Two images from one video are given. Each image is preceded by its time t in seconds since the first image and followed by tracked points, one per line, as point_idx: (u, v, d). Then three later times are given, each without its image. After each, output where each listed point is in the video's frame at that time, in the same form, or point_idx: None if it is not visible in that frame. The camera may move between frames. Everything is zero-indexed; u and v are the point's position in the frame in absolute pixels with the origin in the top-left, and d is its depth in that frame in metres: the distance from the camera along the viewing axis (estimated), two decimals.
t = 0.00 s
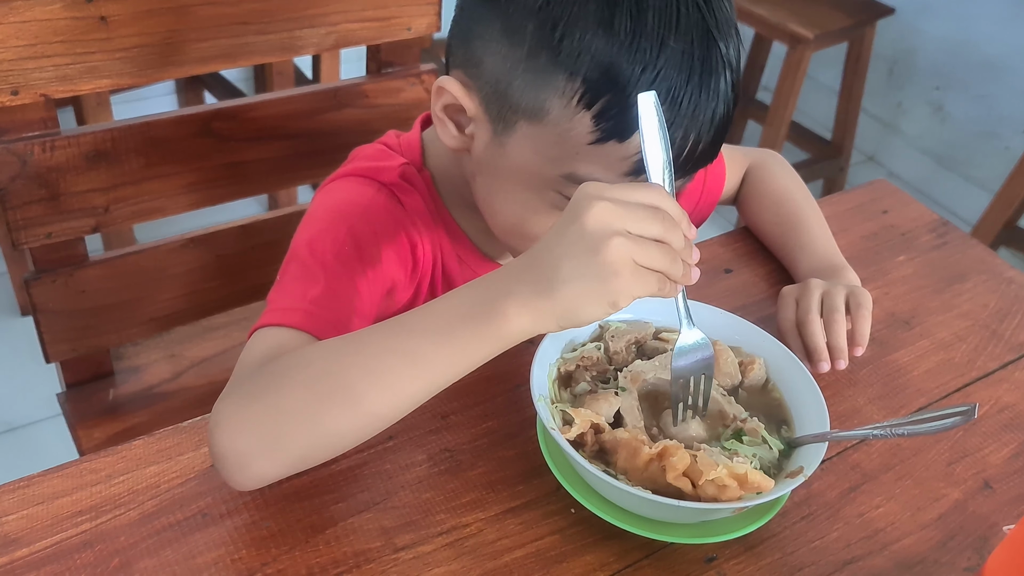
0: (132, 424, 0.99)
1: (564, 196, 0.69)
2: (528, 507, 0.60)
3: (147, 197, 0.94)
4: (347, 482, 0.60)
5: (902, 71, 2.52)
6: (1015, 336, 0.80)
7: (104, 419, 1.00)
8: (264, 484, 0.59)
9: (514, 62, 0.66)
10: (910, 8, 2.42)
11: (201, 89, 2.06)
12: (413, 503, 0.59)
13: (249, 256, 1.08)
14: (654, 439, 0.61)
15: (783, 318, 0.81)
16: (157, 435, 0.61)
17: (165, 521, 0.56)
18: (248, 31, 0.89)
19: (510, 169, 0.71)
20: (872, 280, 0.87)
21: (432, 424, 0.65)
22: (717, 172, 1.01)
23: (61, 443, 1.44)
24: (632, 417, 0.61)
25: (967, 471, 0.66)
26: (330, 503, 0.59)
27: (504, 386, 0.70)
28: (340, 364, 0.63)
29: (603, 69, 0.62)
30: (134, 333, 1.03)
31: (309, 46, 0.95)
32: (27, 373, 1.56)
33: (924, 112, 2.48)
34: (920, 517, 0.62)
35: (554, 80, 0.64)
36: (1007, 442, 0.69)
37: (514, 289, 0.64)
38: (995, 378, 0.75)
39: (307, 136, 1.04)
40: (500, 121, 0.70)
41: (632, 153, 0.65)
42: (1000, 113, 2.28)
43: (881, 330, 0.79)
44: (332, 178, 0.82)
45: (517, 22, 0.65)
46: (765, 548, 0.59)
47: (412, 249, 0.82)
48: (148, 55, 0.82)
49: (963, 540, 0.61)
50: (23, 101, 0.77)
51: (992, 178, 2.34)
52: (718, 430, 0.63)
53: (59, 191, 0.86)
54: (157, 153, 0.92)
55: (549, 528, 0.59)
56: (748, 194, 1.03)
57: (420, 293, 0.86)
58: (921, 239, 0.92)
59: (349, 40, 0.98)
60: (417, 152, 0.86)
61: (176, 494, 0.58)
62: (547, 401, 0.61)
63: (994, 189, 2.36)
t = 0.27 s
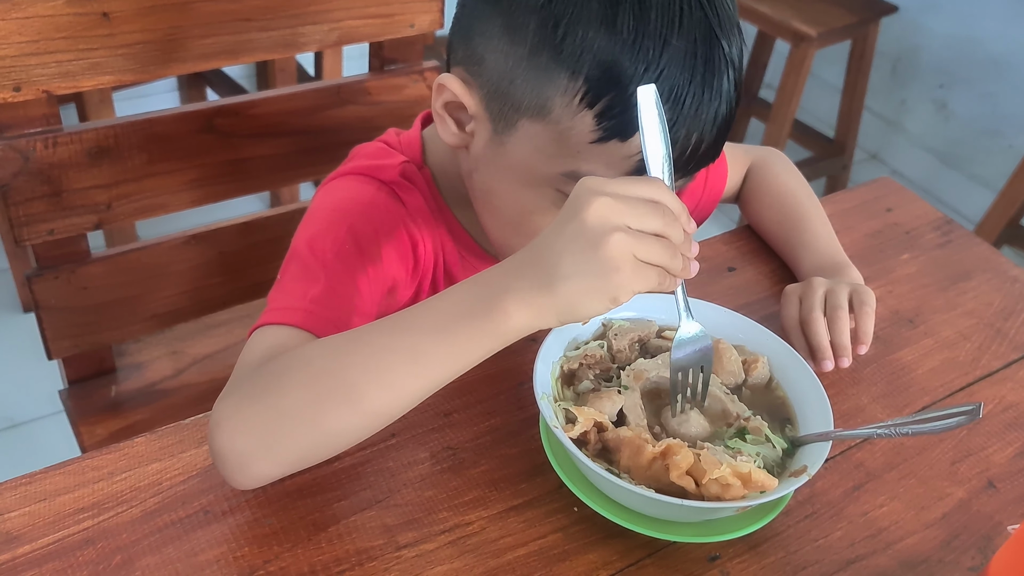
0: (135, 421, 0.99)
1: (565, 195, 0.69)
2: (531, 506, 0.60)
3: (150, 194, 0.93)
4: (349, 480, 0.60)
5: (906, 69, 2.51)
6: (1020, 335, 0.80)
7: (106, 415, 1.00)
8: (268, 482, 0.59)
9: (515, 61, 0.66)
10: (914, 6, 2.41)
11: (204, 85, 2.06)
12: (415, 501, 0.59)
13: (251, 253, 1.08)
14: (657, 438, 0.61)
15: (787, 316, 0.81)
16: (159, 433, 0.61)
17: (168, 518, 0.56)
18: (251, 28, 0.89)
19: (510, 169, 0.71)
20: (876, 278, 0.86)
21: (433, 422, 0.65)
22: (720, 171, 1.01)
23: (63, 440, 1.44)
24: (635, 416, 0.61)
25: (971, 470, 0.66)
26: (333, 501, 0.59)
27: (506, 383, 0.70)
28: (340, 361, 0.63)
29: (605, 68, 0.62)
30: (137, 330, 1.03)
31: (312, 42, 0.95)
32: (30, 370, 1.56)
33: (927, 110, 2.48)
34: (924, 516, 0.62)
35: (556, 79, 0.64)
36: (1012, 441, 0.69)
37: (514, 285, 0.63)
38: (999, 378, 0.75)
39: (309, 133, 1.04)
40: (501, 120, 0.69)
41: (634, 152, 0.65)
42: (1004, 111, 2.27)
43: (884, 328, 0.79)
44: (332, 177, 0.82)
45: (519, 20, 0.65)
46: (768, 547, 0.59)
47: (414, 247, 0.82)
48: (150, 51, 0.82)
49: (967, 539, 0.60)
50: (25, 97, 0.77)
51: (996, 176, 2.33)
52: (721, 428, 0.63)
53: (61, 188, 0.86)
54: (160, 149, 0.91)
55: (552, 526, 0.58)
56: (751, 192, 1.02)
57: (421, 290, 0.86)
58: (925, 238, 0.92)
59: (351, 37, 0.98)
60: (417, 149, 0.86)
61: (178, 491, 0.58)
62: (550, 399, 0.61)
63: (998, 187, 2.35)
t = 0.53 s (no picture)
0: (137, 420, 1.00)
1: (576, 201, 0.69)
2: (533, 505, 0.60)
3: (152, 193, 0.94)
4: (352, 478, 0.60)
5: (908, 69, 2.51)
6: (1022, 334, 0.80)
7: (108, 414, 1.00)
8: (269, 484, 0.59)
9: (531, 67, 0.66)
10: (917, 5, 2.42)
11: (206, 85, 2.06)
12: (418, 500, 0.59)
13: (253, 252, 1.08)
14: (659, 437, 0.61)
15: (790, 316, 0.81)
16: (162, 431, 0.61)
17: (170, 517, 0.56)
18: (253, 27, 0.89)
19: (522, 176, 0.71)
20: (878, 278, 0.86)
21: (436, 421, 0.65)
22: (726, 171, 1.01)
23: (65, 439, 1.45)
24: (637, 415, 0.61)
25: (974, 470, 0.66)
26: (335, 499, 0.59)
27: (509, 383, 0.70)
28: (345, 362, 0.63)
29: (622, 76, 0.62)
30: (139, 329, 1.03)
31: (315, 42, 0.95)
32: (32, 369, 1.56)
33: (930, 110, 2.47)
34: (926, 516, 0.62)
35: (572, 87, 0.64)
36: (1014, 441, 0.69)
37: (523, 296, 0.63)
38: (1002, 377, 0.75)
39: (312, 132, 1.04)
40: (514, 126, 0.70)
41: (646, 162, 0.65)
42: (1007, 110, 2.28)
43: (887, 328, 0.79)
44: (340, 176, 0.82)
45: (536, 26, 0.65)
46: (770, 546, 0.58)
47: (420, 248, 0.82)
48: (153, 50, 0.82)
49: (969, 539, 0.60)
50: (28, 96, 0.77)
51: (998, 176, 2.33)
52: (723, 428, 0.63)
53: (63, 187, 0.86)
54: (162, 149, 0.92)
55: (554, 525, 0.58)
56: (755, 191, 1.02)
57: (427, 292, 0.86)
58: (928, 237, 0.92)
59: (354, 36, 0.98)
60: (425, 150, 0.85)
61: (181, 490, 0.58)
62: (552, 399, 0.61)
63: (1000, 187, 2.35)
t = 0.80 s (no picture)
0: (136, 422, 1.00)
1: (580, 201, 0.68)
2: (532, 506, 0.60)
3: (152, 195, 0.94)
4: (351, 480, 0.60)
5: (907, 70, 2.52)
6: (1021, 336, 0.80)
7: (107, 416, 1.00)
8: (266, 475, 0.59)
9: (536, 66, 0.66)
10: (916, 7, 2.42)
11: (206, 86, 2.07)
12: (416, 502, 0.59)
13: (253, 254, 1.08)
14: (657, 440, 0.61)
15: (788, 317, 0.81)
16: (161, 433, 0.61)
17: (169, 519, 0.56)
18: (252, 28, 0.89)
19: (525, 175, 0.70)
20: (877, 280, 0.86)
21: (435, 423, 0.65)
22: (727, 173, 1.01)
23: (64, 440, 1.45)
24: (635, 417, 0.61)
25: (972, 472, 0.66)
26: (334, 501, 0.59)
27: (508, 385, 0.70)
28: (345, 358, 0.64)
29: (626, 75, 0.62)
30: (138, 331, 1.04)
31: (314, 44, 0.95)
32: (31, 370, 1.56)
33: (929, 111, 2.48)
34: (924, 517, 0.62)
35: (576, 86, 0.64)
36: (1012, 443, 0.69)
37: (526, 301, 0.63)
38: (1000, 379, 0.75)
39: (311, 134, 1.04)
40: (519, 125, 0.69)
41: (652, 161, 0.64)
42: (1005, 111, 2.27)
43: (885, 330, 0.79)
44: (344, 172, 0.82)
45: (542, 26, 0.65)
46: (769, 548, 0.59)
47: (421, 247, 0.82)
48: (152, 52, 0.82)
49: (967, 541, 0.61)
50: (28, 98, 0.77)
51: (997, 178, 2.33)
52: (720, 429, 0.63)
53: (63, 188, 0.86)
54: (161, 150, 0.92)
55: (552, 527, 0.59)
56: (756, 192, 1.02)
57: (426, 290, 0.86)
58: (926, 239, 0.92)
59: (353, 38, 0.98)
60: (428, 148, 0.86)
61: (180, 491, 0.58)
62: (550, 401, 0.61)
63: (999, 188, 2.35)
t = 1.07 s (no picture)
0: (136, 426, 1.00)
1: (574, 195, 0.69)
2: (530, 510, 0.60)
3: (152, 200, 0.94)
4: (350, 484, 0.61)
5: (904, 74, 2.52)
6: (1017, 339, 0.80)
7: (107, 421, 1.00)
8: (258, 469, 0.60)
9: (529, 63, 0.66)
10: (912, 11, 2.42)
11: (206, 91, 2.07)
12: (415, 506, 0.59)
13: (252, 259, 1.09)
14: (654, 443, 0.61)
15: (784, 320, 0.81)
16: (162, 437, 0.62)
17: (169, 523, 0.56)
18: (252, 35, 0.89)
19: (520, 172, 0.71)
20: (873, 283, 0.87)
21: (434, 427, 0.65)
22: (725, 177, 1.01)
23: (64, 445, 1.45)
24: (632, 420, 0.62)
25: (968, 475, 0.66)
26: (334, 505, 0.59)
27: (506, 389, 0.70)
28: (344, 355, 0.64)
29: (618, 71, 0.62)
30: (138, 335, 1.04)
31: (313, 49, 0.96)
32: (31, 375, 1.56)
33: (926, 116, 2.48)
34: (920, 520, 0.62)
35: (569, 82, 0.64)
36: (1008, 446, 0.69)
37: (527, 306, 0.64)
38: (996, 382, 0.75)
39: (310, 139, 1.05)
40: (513, 122, 0.70)
41: (644, 155, 0.65)
42: (1001, 115, 2.28)
43: (881, 333, 0.80)
44: (345, 169, 0.83)
45: (535, 24, 0.65)
46: (767, 550, 0.59)
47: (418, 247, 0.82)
48: (152, 59, 0.83)
49: (963, 543, 0.61)
50: (28, 105, 0.78)
51: (994, 181, 2.34)
52: (717, 433, 0.64)
53: (63, 194, 0.87)
54: (161, 156, 0.92)
55: (551, 530, 0.59)
56: (754, 196, 1.03)
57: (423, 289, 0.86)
58: (922, 243, 0.93)
59: (352, 44, 0.99)
60: (429, 150, 0.86)
61: (180, 495, 0.58)
62: (548, 404, 0.62)
63: (996, 192, 2.36)
